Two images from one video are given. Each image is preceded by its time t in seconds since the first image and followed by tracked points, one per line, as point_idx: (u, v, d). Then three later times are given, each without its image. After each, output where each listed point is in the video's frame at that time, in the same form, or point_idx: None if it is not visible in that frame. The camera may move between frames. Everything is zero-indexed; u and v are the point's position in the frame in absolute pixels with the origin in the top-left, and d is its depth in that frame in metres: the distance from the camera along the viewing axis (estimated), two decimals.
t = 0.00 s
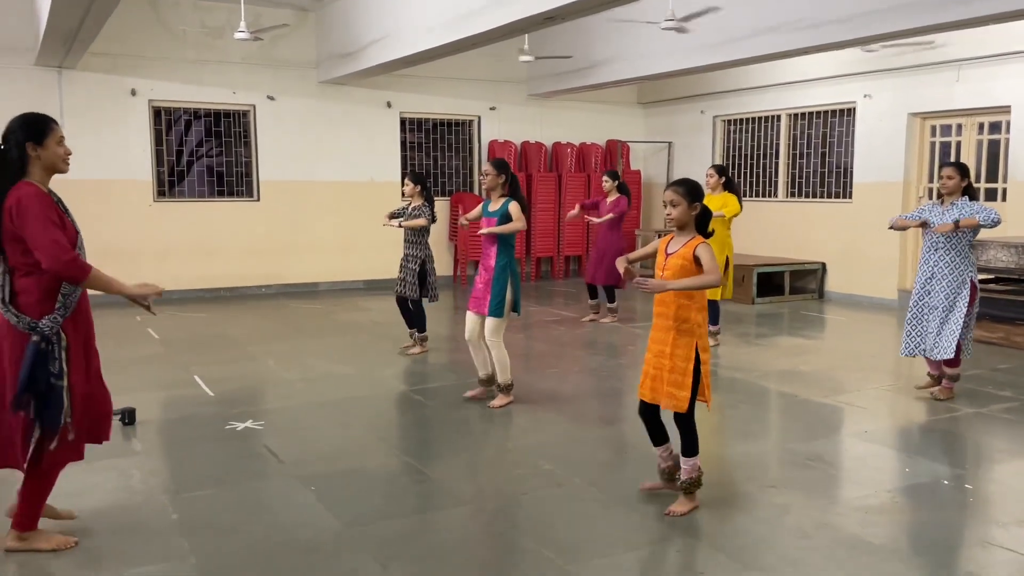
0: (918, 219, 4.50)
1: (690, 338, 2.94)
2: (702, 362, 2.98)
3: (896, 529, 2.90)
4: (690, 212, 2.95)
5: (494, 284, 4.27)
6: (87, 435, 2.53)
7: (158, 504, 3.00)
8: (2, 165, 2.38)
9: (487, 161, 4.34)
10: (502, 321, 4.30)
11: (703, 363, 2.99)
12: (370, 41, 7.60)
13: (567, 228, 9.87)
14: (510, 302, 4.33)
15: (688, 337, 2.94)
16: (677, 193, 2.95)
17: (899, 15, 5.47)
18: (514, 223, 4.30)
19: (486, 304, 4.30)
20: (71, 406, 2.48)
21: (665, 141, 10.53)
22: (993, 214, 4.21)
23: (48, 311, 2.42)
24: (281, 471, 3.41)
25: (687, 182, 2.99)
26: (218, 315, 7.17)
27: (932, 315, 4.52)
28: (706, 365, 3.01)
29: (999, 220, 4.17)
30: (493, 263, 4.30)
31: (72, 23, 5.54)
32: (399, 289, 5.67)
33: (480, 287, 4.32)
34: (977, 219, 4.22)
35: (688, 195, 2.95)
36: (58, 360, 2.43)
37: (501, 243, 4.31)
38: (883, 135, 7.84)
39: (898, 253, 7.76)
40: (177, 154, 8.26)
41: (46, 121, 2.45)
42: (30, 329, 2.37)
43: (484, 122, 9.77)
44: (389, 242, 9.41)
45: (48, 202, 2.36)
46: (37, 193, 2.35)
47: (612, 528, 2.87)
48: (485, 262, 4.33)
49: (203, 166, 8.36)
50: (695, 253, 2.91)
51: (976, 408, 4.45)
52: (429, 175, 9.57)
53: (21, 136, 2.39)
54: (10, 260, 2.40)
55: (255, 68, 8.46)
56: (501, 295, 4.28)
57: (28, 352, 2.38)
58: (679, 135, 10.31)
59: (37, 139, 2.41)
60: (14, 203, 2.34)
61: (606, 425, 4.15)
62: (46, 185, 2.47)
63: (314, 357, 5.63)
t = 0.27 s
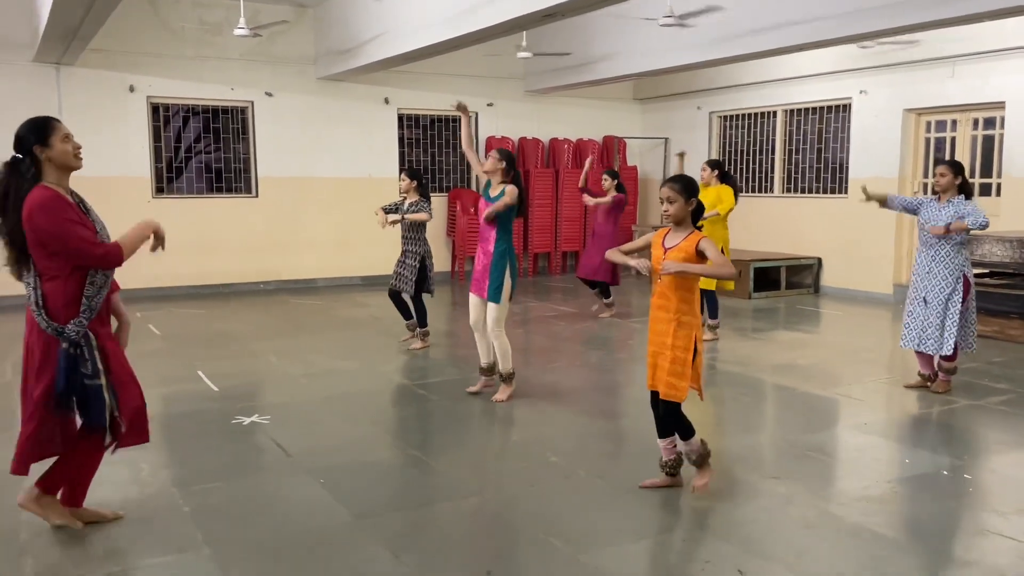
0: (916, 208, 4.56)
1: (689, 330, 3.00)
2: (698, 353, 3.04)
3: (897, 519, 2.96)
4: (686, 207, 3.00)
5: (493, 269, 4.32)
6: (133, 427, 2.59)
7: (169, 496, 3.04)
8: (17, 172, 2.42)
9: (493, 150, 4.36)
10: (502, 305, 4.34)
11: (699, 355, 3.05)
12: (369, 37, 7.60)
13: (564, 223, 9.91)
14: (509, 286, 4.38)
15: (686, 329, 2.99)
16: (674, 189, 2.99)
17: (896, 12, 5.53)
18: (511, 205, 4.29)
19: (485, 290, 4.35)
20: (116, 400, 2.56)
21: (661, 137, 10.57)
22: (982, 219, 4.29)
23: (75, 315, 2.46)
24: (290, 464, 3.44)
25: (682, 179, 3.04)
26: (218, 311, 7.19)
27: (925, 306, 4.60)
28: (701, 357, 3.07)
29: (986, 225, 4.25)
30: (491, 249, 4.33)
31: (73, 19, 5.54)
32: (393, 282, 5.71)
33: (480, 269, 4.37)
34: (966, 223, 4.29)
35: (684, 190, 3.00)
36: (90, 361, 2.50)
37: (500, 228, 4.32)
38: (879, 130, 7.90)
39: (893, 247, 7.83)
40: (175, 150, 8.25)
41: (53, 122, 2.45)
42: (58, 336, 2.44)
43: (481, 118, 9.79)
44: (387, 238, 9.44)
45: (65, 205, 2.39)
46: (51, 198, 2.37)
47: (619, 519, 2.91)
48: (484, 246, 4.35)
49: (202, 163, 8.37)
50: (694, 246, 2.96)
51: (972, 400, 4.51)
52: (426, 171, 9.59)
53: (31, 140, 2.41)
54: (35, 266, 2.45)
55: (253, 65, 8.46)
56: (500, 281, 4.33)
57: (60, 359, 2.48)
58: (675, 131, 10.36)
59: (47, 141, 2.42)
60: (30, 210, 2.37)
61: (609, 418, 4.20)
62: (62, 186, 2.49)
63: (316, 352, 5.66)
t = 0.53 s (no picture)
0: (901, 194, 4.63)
1: (685, 319, 3.03)
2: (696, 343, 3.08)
3: (892, 507, 3.01)
4: (684, 198, 3.02)
5: (488, 254, 4.35)
6: (140, 403, 2.63)
7: (175, 488, 3.07)
8: (26, 146, 2.44)
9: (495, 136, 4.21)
10: (495, 291, 4.34)
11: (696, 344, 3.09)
12: (365, 33, 7.61)
13: (559, 219, 9.95)
14: (505, 273, 4.37)
15: (683, 318, 3.03)
16: (674, 181, 3.02)
17: (889, 9, 5.58)
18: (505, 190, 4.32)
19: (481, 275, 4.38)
20: (123, 375, 2.57)
21: (656, 133, 10.62)
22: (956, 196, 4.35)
23: (83, 289, 2.48)
24: (293, 456, 3.48)
25: (682, 171, 3.07)
26: (215, 307, 7.20)
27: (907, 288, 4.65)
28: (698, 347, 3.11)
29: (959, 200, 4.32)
30: (489, 233, 4.37)
31: (70, 14, 5.54)
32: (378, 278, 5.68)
33: (478, 254, 4.42)
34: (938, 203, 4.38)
35: (683, 181, 3.03)
36: (101, 335, 2.50)
37: (498, 213, 4.36)
38: (872, 127, 7.97)
39: (885, 243, 7.91)
40: (171, 146, 8.26)
41: (61, 99, 2.47)
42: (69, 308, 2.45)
43: (476, 114, 9.82)
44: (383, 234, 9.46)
45: (72, 180, 2.40)
46: (58, 172, 2.39)
47: (620, 508, 2.96)
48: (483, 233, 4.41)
49: (197, 159, 8.37)
50: (690, 237, 2.99)
51: (964, 392, 4.58)
52: (421, 167, 9.61)
53: (39, 116, 2.43)
54: (42, 241, 2.47)
55: (249, 61, 8.46)
56: (496, 265, 4.34)
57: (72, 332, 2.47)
58: (670, 128, 10.40)
59: (55, 117, 2.44)
60: (37, 183, 2.38)
61: (607, 410, 4.24)
62: (70, 163, 2.51)
63: (315, 347, 5.69)
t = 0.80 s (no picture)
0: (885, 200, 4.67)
1: (692, 309, 3.05)
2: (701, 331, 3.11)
3: (886, 501, 3.04)
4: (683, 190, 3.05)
5: (483, 280, 4.39)
6: (121, 406, 2.61)
7: (174, 485, 3.07)
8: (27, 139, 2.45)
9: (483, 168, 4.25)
10: (484, 318, 4.39)
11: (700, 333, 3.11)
12: (359, 30, 7.60)
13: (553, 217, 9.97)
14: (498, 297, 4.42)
15: (691, 309, 3.05)
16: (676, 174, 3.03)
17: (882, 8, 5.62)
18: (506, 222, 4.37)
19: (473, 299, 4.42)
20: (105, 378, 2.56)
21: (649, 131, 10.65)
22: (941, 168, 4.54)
23: (81, 286, 2.48)
24: (290, 452, 3.49)
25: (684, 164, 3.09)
26: (209, 304, 7.20)
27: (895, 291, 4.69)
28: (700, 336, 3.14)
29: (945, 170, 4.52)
30: (486, 260, 4.40)
31: (64, 11, 5.52)
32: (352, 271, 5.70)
33: (473, 278, 4.45)
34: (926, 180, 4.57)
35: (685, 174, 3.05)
36: (94, 333, 2.50)
37: (495, 241, 4.38)
38: (863, 125, 8.01)
39: (877, 240, 7.96)
40: (164, 143, 8.25)
41: (67, 97, 2.51)
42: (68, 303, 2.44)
43: (470, 111, 9.83)
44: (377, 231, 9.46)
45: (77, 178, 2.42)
46: (63, 168, 2.41)
47: (617, 502, 2.98)
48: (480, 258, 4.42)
49: (190, 156, 8.35)
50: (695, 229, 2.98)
51: (955, 388, 4.62)
52: (415, 164, 9.61)
53: (45, 111, 2.45)
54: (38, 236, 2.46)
55: (242, 58, 8.45)
56: (489, 292, 4.38)
57: (67, 326, 2.44)
58: (663, 126, 10.44)
59: (62, 114, 2.47)
60: (41, 178, 2.39)
61: (603, 406, 4.27)
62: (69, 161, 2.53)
63: (310, 344, 5.69)
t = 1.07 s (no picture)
0: (868, 214, 4.59)
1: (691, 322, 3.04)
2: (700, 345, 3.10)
3: (878, 497, 3.07)
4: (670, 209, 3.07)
5: (476, 268, 4.39)
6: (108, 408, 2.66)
7: (169, 482, 3.07)
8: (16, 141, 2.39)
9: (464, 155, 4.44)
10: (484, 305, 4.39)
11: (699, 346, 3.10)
12: (353, 28, 7.58)
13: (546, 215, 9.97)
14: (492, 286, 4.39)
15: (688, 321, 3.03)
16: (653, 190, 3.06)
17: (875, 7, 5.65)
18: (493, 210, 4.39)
19: (468, 289, 4.41)
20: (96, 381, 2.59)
21: (642, 130, 10.67)
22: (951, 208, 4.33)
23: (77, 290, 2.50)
24: (285, 450, 3.49)
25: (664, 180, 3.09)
26: (202, 302, 7.18)
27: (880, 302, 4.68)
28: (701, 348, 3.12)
29: (957, 214, 4.29)
30: (475, 248, 4.40)
31: (56, 8, 5.49)
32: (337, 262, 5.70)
33: (466, 269, 4.45)
34: (938, 211, 4.33)
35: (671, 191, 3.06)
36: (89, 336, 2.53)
37: (483, 228, 4.39)
38: (855, 124, 8.05)
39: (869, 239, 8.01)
40: (156, 141, 8.22)
41: (58, 101, 2.48)
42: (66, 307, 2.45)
43: (464, 110, 9.82)
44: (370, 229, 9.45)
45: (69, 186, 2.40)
46: (58, 173, 2.39)
47: (611, 499, 3.00)
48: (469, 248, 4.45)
49: (183, 154, 8.32)
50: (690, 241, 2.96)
51: (946, 386, 4.66)
52: (408, 162, 9.60)
53: (35, 115, 2.42)
54: (28, 240, 2.41)
55: (235, 55, 8.42)
56: (484, 279, 4.36)
57: (67, 330, 2.45)
58: (656, 124, 10.46)
59: (53, 119, 2.44)
60: (34, 181, 2.36)
61: (596, 404, 4.28)
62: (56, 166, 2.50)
63: (303, 342, 5.69)
